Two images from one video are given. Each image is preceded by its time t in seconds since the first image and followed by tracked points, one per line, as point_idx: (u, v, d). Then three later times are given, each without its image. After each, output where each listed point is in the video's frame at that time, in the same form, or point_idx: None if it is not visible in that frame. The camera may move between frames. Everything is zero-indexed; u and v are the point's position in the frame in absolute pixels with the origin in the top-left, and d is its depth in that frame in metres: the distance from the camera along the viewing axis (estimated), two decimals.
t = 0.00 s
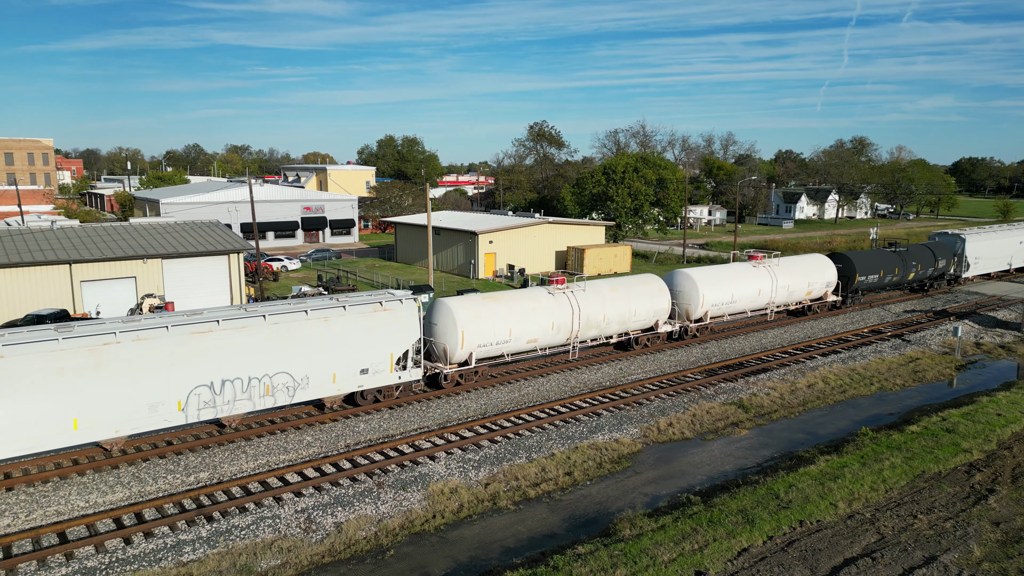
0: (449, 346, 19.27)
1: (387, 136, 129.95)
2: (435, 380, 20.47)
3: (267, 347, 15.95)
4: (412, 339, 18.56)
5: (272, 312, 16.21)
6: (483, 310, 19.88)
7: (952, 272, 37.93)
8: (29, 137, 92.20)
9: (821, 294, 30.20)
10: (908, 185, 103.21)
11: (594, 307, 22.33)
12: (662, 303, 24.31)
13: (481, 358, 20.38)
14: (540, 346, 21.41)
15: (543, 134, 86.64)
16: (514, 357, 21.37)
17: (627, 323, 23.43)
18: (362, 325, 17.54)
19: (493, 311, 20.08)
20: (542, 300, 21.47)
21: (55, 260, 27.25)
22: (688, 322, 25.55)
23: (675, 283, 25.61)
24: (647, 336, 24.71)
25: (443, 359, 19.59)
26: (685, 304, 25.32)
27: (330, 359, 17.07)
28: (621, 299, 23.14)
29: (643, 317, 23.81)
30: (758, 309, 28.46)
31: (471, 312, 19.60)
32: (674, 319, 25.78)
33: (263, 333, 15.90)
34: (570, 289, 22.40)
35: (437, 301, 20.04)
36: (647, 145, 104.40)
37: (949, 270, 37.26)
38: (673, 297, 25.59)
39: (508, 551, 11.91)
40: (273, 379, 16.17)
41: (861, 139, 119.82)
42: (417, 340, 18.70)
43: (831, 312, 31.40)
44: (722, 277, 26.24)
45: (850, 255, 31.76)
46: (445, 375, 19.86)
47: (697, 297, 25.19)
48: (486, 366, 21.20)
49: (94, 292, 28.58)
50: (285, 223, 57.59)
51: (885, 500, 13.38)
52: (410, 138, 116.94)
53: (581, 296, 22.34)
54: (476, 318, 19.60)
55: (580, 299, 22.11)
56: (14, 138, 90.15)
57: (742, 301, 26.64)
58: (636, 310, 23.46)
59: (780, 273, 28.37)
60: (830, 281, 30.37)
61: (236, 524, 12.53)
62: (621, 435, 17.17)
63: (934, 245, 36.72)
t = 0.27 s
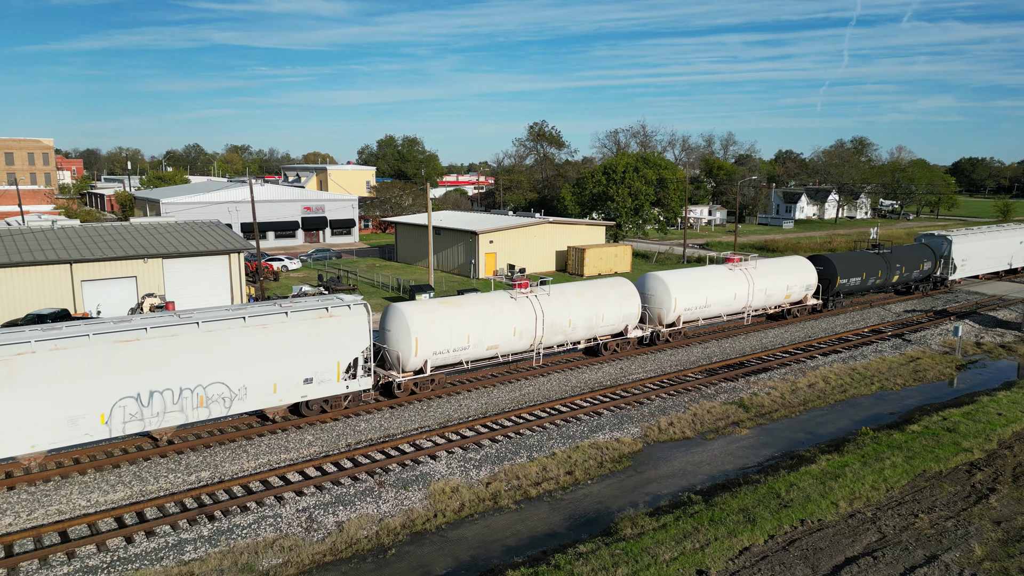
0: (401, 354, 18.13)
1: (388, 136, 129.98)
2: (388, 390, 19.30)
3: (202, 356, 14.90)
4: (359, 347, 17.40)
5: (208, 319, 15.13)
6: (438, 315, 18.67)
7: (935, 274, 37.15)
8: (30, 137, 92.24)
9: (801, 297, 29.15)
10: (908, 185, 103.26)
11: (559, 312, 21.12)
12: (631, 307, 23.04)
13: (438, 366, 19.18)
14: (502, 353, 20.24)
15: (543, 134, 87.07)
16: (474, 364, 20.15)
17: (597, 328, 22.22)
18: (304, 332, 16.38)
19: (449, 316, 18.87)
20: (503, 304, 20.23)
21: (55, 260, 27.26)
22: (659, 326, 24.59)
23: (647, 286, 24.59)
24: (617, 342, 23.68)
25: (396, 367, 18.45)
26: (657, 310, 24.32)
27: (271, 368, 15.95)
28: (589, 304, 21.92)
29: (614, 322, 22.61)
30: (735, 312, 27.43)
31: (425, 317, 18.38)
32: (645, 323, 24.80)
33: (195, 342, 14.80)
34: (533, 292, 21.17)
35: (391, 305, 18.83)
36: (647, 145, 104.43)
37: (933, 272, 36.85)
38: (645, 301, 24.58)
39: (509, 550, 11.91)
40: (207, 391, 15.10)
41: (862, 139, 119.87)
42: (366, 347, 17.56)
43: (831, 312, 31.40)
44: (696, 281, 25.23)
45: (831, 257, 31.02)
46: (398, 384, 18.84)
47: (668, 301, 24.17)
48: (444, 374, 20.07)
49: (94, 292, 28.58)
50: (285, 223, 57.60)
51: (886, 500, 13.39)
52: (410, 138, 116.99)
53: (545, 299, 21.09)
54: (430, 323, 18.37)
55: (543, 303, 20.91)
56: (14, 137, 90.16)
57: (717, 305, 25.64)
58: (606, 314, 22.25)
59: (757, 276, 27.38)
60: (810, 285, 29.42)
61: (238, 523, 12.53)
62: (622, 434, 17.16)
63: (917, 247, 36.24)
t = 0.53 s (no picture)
0: (351, 362, 17.39)
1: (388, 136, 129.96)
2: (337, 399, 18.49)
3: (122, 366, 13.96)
4: (300, 356, 16.48)
5: (134, 327, 14.27)
6: (391, 323, 17.95)
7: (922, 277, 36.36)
8: (30, 137, 92.27)
9: (779, 301, 28.52)
10: (908, 185, 103.28)
11: (521, 317, 20.41)
12: (597, 312, 22.35)
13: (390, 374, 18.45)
14: (460, 361, 19.51)
15: (543, 134, 86.72)
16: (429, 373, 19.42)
17: (560, 335, 21.52)
18: (240, 341, 15.49)
19: (402, 323, 18.14)
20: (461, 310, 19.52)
21: (55, 259, 27.25)
22: (629, 332, 23.75)
23: (616, 289, 23.82)
24: (583, 348, 22.86)
25: (346, 376, 17.71)
26: (627, 313, 23.54)
27: (200, 380, 15.00)
28: (552, 308, 21.24)
29: (578, 328, 21.92)
30: (709, 317, 26.75)
31: (377, 325, 17.68)
32: (614, 329, 24.05)
33: (119, 351, 13.92)
34: (494, 297, 20.47)
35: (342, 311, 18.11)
36: (648, 145, 104.43)
37: (919, 274, 36.12)
38: (614, 306, 23.85)
39: (509, 550, 11.89)
40: (133, 403, 14.17)
41: (862, 139, 119.91)
42: (311, 355, 16.69)
43: (832, 312, 31.40)
44: (668, 284, 24.49)
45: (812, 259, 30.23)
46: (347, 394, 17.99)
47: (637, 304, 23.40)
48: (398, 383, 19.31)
49: (94, 291, 28.57)
50: (285, 223, 57.60)
51: (886, 500, 13.37)
52: (410, 138, 117.03)
53: (505, 305, 20.38)
54: (383, 330, 17.68)
55: (504, 309, 20.20)
56: (15, 137, 90.15)
57: (690, 309, 24.88)
58: (569, 320, 21.57)
59: (733, 279, 26.68)
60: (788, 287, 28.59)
61: (238, 523, 12.52)
62: (622, 434, 17.14)
63: (904, 248, 35.41)
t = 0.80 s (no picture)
0: (291, 373, 16.36)
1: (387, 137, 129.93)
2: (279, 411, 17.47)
3: (40, 380, 13.16)
4: (234, 367, 15.59)
5: (49, 336, 13.38)
6: (335, 331, 16.93)
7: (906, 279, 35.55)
8: (30, 137, 92.24)
9: (756, 305, 27.60)
10: (908, 185, 103.33)
11: (479, 324, 19.40)
12: (562, 318, 21.42)
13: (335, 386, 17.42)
14: (412, 371, 18.49)
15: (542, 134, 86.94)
16: (378, 383, 18.39)
17: (522, 342, 20.54)
18: (167, 352, 14.64)
19: (348, 332, 17.11)
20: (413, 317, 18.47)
21: (55, 260, 27.23)
22: (595, 338, 22.79)
23: (582, 295, 22.92)
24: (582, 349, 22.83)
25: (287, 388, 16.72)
26: (593, 319, 22.63)
27: (125, 393, 14.15)
28: (514, 314, 20.29)
29: (541, 335, 20.94)
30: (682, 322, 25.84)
31: (320, 333, 16.65)
32: (581, 335, 23.15)
33: (31, 364, 13.04)
34: (451, 303, 19.47)
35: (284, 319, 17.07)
36: (647, 145, 104.45)
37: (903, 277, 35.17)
38: (581, 311, 22.93)
39: (509, 552, 11.88)
40: (47, 419, 13.30)
41: (861, 140, 119.98)
42: (246, 365, 15.77)
43: (832, 312, 31.40)
44: (638, 289, 23.54)
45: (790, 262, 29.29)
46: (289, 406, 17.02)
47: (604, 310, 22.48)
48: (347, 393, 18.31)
49: (94, 292, 28.55)
50: (285, 223, 57.59)
51: (886, 501, 13.36)
52: (410, 138, 117.05)
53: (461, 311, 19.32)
54: (326, 339, 16.65)
55: (461, 315, 19.19)
56: (14, 138, 90.13)
57: (660, 315, 23.97)
58: (532, 327, 20.59)
59: (706, 283, 25.75)
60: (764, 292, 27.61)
61: (237, 525, 12.50)
62: (622, 435, 17.12)
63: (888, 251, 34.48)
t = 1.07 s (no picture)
0: (226, 384, 15.60)
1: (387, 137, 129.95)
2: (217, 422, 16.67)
3: None
4: (162, 378, 14.73)
5: None
6: (273, 339, 16.17)
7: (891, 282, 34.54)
8: (30, 137, 92.25)
9: (731, 310, 26.72)
10: (907, 185, 103.43)
11: (432, 331, 18.61)
12: (522, 324, 20.55)
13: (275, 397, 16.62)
14: (359, 380, 17.68)
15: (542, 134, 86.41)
16: (323, 394, 17.59)
17: (480, 349, 19.73)
18: (88, 363, 13.85)
19: (289, 340, 16.37)
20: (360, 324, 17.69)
21: (54, 260, 27.21)
22: (561, 345, 22.07)
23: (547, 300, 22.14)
24: (582, 350, 22.81)
25: (223, 399, 15.94)
26: (558, 325, 21.90)
27: (37, 407, 13.34)
28: (470, 320, 19.47)
29: (500, 341, 20.14)
30: (653, 328, 25.05)
31: (257, 342, 15.90)
32: (545, 342, 22.35)
33: None
34: (403, 309, 18.70)
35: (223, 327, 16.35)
36: (647, 145, 104.50)
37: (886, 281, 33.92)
38: (547, 317, 22.19)
39: (508, 552, 11.88)
40: None
41: (861, 139, 120.06)
42: (176, 376, 14.94)
43: (832, 312, 31.40)
44: (605, 294, 22.73)
45: (768, 265, 28.38)
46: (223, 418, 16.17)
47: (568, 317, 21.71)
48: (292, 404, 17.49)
49: (94, 292, 28.52)
50: (285, 223, 57.58)
51: (886, 501, 13.36)
52: (410, 138, 117.09)
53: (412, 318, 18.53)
54: (262, 349, 15.89)
55: (412, 322, 18.40)
56: (14, 138, 90.14)
57: (628, 321, 23.16)
58: (490, 332, 19.79)
59: (677, 287, 24.84)
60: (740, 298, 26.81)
61: (236, 525, 12.49)
62: (621, 436, 17.12)
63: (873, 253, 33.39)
